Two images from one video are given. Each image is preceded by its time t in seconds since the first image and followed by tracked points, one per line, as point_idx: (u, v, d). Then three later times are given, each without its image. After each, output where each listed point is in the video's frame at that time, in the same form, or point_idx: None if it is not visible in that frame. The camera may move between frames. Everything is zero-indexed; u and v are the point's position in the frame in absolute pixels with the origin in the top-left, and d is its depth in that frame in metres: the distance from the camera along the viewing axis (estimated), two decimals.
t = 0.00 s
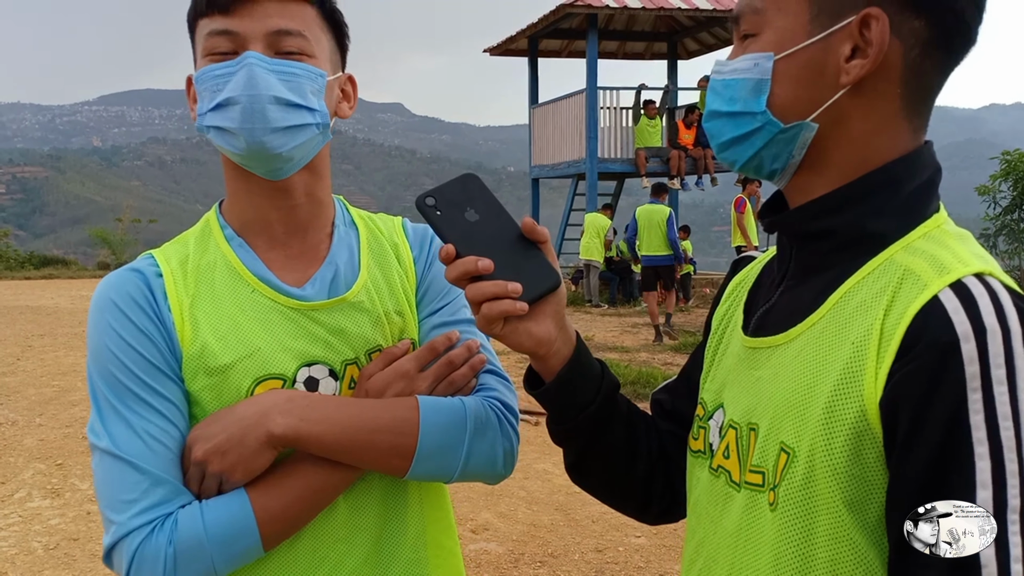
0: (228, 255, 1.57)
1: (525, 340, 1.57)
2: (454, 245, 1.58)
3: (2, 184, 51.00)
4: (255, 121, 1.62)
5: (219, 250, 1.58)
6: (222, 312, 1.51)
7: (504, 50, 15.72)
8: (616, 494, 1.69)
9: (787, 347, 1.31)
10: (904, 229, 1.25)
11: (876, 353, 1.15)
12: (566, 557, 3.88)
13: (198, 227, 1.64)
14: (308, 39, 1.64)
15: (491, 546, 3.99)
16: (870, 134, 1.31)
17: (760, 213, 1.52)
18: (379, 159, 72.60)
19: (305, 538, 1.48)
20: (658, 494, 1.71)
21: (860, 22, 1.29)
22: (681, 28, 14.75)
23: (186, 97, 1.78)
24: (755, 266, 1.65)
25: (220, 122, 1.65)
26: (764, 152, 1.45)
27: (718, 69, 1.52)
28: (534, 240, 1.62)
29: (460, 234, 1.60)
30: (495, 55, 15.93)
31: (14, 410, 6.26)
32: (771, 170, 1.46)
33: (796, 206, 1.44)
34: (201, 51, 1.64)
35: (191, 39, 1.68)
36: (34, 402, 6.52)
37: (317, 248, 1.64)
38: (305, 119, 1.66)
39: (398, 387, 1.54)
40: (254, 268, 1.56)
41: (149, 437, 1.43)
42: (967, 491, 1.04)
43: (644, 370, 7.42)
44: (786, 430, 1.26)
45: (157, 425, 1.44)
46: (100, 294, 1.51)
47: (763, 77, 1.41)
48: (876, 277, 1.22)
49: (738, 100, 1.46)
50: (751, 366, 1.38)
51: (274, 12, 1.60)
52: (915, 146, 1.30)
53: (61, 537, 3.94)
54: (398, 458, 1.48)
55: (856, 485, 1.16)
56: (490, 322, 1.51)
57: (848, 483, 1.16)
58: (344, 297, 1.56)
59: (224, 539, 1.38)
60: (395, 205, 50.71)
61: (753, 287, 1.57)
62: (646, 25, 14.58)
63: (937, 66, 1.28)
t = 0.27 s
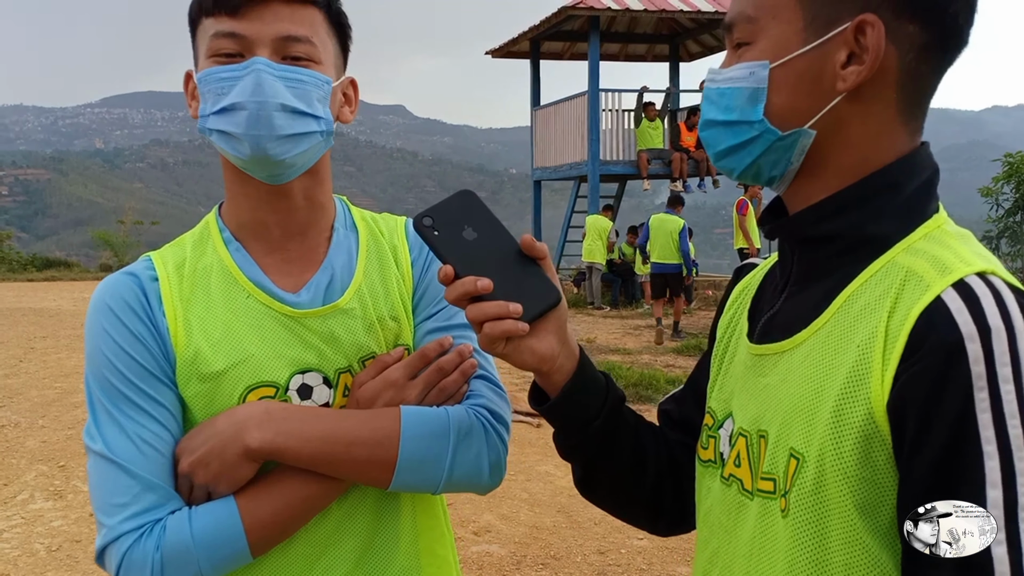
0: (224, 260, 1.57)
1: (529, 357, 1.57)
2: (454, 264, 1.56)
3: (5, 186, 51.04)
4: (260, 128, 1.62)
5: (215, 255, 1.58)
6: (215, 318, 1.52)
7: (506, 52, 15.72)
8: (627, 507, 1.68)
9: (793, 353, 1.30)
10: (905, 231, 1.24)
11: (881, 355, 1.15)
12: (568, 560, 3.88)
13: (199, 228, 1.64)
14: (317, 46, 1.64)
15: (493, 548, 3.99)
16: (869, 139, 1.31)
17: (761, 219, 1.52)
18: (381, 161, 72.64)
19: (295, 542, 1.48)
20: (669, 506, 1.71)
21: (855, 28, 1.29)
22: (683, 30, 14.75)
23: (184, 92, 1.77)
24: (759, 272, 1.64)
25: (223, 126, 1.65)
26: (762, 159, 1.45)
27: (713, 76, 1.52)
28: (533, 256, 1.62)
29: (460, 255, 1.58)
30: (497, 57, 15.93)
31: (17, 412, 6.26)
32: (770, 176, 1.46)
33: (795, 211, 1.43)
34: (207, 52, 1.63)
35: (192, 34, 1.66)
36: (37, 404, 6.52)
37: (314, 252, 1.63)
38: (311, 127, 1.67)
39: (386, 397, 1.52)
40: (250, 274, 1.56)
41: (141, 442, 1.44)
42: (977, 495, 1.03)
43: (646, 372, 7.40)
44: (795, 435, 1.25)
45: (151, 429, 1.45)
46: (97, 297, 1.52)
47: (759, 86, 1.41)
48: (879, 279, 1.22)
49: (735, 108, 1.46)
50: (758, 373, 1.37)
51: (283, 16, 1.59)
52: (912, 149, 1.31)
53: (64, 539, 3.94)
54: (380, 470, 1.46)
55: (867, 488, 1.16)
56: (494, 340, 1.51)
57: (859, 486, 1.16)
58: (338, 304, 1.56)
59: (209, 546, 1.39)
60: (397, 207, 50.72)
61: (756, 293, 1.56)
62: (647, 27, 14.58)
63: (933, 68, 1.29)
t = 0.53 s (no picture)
0: (215, 264, 1.56)
1: (540, 379, 1.57)
2: (460, 287, 1.57)
3: (9, 188, 51.16)
4: (256, 135, 1.61)
5: (206, 259, 1.57)
6: (209, 326, 1.51)
7: (509, 54, 15.73)
8: (645, 526, 1.67)
9: (806, 361, 1.29)
10: (909, 235, 1.24)
11: (893, 359, 1.14)
12: (571, 561, 3.87)
13: (188, 231, 1.63)
14: (314, 51, 1.63)
15: (496, 550, 3.98)
16: (864, 142, 1.30)
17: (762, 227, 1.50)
18: (384, 162, 72.70)
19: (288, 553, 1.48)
20: (688, 522, 1.70)
21: (841, 34, 1.30)
22: (686, 32, 14.74)
23: (175, 88, 1.76)
24: (764, 281, 1.63)
25: (217, 132, 1.63)
26: (760, 172, 1.44)
27: (702, 93, 1.52)
28: (540, 276, 1.62)
29: (465, 279, 1.58)
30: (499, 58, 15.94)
31: (22, 413, 6.27)
32: (768, 188, 1.45)
33: (798, 219, 1.42)
34: (200, 54, 1.62)
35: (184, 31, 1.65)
36: (41, 405, 6.53)
37: (307, 259, 1.63)
38: (307, 133, 1.65)
39: (385, 411, 1.53)
40: (243, 281, 1.55)
41: (132, 453, 1.43)
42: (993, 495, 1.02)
43: (649, 373, 7.39)
44: (812, 445, 1.24)
45: (141, 439, 1.45)
46: (83, 304, 1.51)
47: (749, 98, 1.41)
48: (887, 282, 1.21)
49: (728, 123, 1.46)
50: (771, 383, 1.37)
51: (280, 20, 1.58)
52: (910, 149, 1.30)
53: (67, 540, 3.94)
54: (379, 486, 1.46)
55: (887, 495, 1.15)
56: (504, 362, 1.50)
57: (877, 493, 1.15)
58: (336, 313, 1.55)
59: (201, 560, 1.38)
60: (400, 208, 50.74)
61: (762, 305, 1.56)
62: (650, 29, 14.58)
63: (923, 67, 1.29)
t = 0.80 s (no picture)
0: (194, 272, 1.52)
1: (546, 384, 1.57)
2: (462, 295, 1.55)
3: (12, 189, 51.22)
4: (250, 142, 1.59)
5: (183, 266, 1.52)
6: (189, 336, 1.46)
7: (511, 54, 15.72)
8: (654, 531, 1.67)
9: (819, 366, 1.28)
10: (925, 235, 1.22)
11: (910, 366, 1.13)
12: (574, 561, 3.86)
13: (159, 235, 1.58)
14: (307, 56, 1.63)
15: (498, 550, 3.97)
16: (876, 142, 1.30)
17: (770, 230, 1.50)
18: (386, 163, 72.73)
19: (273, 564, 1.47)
20: (698, 526, 1.69)
21: (854, 33, 1.30)
22: (688, 32, 14.73)
23: (142, 81, 1.69)
24: (773, 279, 1.63)
25: (207, 136, 1.60)
26: (771, 173, 1.43)
27: (711, 93, 1.52)
28: (541, 279, 1.63)
29: (467, 283, 1.57)
30: (501, 59, 15.93)
31: (25, 413, 6.27)
32: (780, 189, 1.44)
33: (809, 222, 1.41)
34: (186, 53, 1.56)
35: (164, 23, 1.58)
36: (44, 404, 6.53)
37: (287, 264, 1.61)
38: (298, 140, 1.65)
39: (392, 434, 1.49)
40: (223, 288, 1.51)
41: (113, 473, 1.38)
42: (1008, 498, 1.03)
43: (651, 373, 7.38)
44: (827, 451, 1.23)
45: (122, 458, 1.39)
46: (52, 314, 1.44)
47: (761, 99, 1.40)
48: (902, 286, 1.20)
49: (738, 124, 1.46)
50: (782, 387, 1.36)
51: (275, 23, 1.57)
52: (923, 148, 1.29)
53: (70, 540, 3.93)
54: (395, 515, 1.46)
55: (903, 503, 1.15)
56: (509, 368, 1.50)
57: (893, 501, 1.15)
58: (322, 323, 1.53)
59: None
60: (402, 209, 50.75)
61: (774, 303, 1.55)
62: (653, 29, 14.57)
63: (935, 65, 1.29)
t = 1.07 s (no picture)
0: (173, 273, 1.48)
1: (549, 375, 1.56)
2: (467, 283, 1.54)
3: (15, 189, 51.27)
4: (237, 139, 1.60)
5: (159, 267, 1.48)
6: (176, 340, 1.43)
7: (513, 54, 15.71)
8: (649, 527, 1.66)
9: (826, 364, 1.27)
10: (941, 237, 1.21)
11: (924, 367, 1.12)
12: (575, 561, 3.85)
13: (127, 235, 1.52)
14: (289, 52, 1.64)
15: (499, 550, 3.96)
16: (905, 141, 1.29)
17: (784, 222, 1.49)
18: (388, 163, 72.74)
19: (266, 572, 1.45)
20: (692, 521, 1.68)
21: (900, 25, 1.27)
22: (690, 32, 14.72)
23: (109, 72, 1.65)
24: (779, 276, 1.62)
25: (190, 132, 1.59)
26: (796, 160, 1.41)
27: (744, 74, 1.52)
28: (544, 268, 1.62)
29: (471, 272, 1.56)
30: (503, 59, 15.92)
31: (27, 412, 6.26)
32: (801, 178, 1.43)
33: (824, 217, 1.41)
34: (168, 46, 1.55)
35: (140, 14, 1.56)
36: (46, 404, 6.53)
37: (262, 262, 1.60)
38: (280, 136, 1.67)
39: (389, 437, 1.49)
40: (203, 289, 1.49)
41: (108, 484, 1.33)
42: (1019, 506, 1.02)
43: (653, 374, 7.36)
44: (832, 450, 1.22)
45: (115, 468, 1.34)
46: (28, 319, 1.36)
47: (798, 83, 1.37)
48: (916, 287, 1.19)
49: (770, 107, 1.42)
50: (787, 384, 1.34)
51: (259, 18, 1.56)
52: (949, 150, 1.28)
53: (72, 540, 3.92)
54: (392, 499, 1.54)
55: (910, 506, 1.13)
56: (512, 359, 1.48)
57: (899, 503, 1.13)
58: (304, 322, 1.54)
59: None
60: (404, 209, 50.75)
61: (779, 300, 1.54)
62: (655, 29, 14.55)
63: (973, 67, 1.28)
